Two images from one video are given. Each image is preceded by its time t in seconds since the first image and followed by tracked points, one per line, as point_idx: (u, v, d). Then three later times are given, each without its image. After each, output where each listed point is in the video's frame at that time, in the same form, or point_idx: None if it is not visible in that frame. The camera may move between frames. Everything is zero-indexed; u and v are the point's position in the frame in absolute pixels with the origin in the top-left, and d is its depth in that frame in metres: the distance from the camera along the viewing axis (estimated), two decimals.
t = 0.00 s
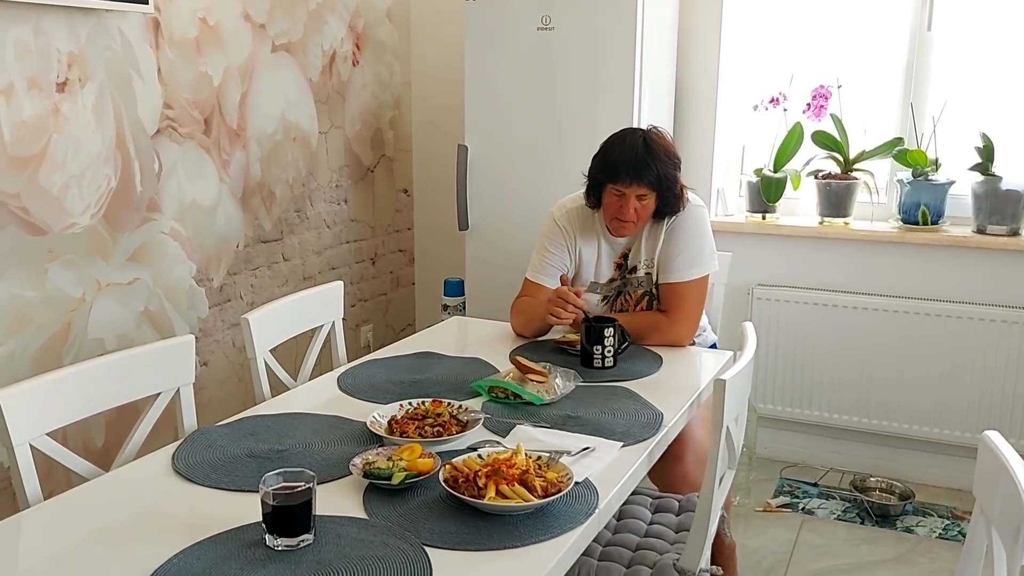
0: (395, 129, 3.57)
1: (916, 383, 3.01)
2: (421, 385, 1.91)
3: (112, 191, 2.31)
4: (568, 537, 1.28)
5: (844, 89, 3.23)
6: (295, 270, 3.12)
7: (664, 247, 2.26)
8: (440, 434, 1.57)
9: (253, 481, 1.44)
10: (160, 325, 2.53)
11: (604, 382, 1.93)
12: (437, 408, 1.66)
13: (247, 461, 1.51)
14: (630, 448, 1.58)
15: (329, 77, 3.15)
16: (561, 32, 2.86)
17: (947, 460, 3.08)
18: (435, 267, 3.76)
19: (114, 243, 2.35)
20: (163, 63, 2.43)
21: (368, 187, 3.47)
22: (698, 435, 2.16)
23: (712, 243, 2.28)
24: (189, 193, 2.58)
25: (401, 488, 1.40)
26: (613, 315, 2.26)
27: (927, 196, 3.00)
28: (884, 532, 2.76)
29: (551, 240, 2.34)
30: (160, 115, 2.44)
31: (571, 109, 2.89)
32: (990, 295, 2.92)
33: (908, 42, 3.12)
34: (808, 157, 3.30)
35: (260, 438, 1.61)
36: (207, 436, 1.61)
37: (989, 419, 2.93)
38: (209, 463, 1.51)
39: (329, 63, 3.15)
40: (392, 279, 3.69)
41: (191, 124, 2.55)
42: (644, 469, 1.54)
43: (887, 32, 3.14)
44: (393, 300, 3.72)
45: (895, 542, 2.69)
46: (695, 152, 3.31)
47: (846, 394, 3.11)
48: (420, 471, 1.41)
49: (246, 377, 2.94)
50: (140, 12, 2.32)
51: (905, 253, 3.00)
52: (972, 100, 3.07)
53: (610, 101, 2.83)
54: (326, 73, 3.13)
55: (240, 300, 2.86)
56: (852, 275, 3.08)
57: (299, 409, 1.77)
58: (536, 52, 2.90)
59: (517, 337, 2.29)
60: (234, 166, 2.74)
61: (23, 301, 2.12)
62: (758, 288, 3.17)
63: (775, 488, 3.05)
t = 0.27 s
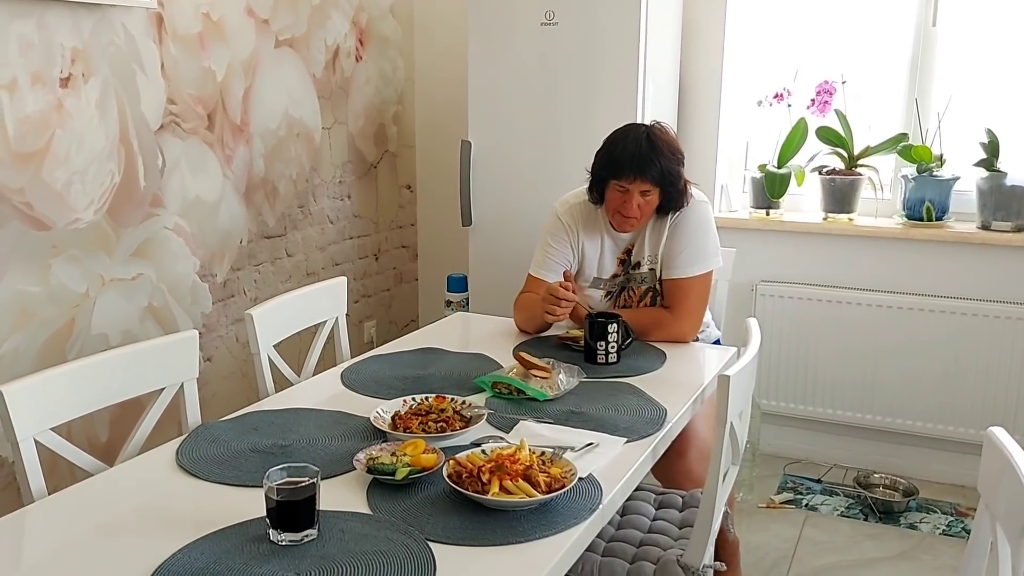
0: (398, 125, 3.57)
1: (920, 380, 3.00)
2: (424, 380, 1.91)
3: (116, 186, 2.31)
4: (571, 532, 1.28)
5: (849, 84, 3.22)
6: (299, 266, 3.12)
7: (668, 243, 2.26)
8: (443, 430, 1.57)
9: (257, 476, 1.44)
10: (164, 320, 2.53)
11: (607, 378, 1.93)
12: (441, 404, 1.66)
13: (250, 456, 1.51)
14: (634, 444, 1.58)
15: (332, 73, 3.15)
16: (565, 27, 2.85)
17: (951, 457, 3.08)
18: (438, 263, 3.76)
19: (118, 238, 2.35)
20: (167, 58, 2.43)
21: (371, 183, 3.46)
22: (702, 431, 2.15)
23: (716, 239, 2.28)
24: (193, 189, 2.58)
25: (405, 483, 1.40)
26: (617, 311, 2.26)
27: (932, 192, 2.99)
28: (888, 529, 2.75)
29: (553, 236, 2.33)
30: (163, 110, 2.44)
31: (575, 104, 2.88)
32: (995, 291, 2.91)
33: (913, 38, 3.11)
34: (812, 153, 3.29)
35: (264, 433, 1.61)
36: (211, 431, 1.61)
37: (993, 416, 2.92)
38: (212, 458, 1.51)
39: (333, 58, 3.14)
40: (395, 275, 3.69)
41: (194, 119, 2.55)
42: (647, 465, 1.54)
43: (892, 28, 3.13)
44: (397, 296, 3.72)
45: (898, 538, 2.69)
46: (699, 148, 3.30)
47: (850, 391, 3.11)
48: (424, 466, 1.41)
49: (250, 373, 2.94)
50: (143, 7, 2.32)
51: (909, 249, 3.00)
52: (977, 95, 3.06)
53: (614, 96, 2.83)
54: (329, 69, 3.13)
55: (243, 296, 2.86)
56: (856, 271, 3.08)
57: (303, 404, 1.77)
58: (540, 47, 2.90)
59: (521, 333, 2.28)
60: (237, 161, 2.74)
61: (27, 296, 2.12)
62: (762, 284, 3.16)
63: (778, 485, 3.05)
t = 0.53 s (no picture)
0: (404, 121, 3.57)
1: (925, 378, 3.00)
2: (429, 376, 1.91)
3: (122, 181, 2.32)
4: (575, 529, 1.28)
5: (855, 82, 3.21)
6: (304, 262, 3.12)
7: (673, 241, 2.26)
8: (448, 426, 1.57)
9: (262, 471, 1.45)
10: (169, 315, 2.54)
11: (612, 375, 1.93)
12: (445, 400, 1.66)
13: (255, 451, 1.52)
14: (638, 441, 1.58)
15: (337, 69, 3.15)
16: (570, 23, 2.85)
17: (955, 455, 3.07)
18: (443, 259, 3.76)
19: (124, 233, 2.35)
20: (173, 54, 2.43)
21: (376, 179, 3.46)
22: (706, 429, 2.15)
23: (721, 237, 2.27)
24: (199, 184, 2.58)
25: (409, 479, 1.40)
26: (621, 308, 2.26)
27: (938, 190, 2.98)
28: (891, 527, 2.75)
29: (558, 233, 2.33)
30: (169, 106, 2.44)
31: (580, 101, 2.88)
32: (1000, 290, 2.90)
33: (920, 35, 3.10)
34: (818, 151, 3.28)
35: (269, 428, 1.61)
36: (216, 426, 1.62)
37: (999, 414, 2.91)
38: (218, 453, 1.51)
39: (338, 54, 3.14)
40: (400, 271, 3.69)
41: (200, 115, 2.55)
42: (652, 463, 1.54)
43: (899, 25, 3.12)
44: (401, 292, 3.72)
45: (902, 537, 2.69)
46: (704, 145, 3.30)
47: (854, 389, 3.11)
48: (428, 462, 1.42)
49: (255, 368, 2.95)
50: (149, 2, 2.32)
51: (915, 247, 2.99)
52: (984, 93, 3.05)
53: (619, 93, 2.82)
54: (334, 65, 3.13)
55: (248, 291, 2.87)
56: (861, 269, 3.07)
57: (308, 400, 1.77)
58: (545, 43, 2.89)
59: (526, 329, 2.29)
60: (243, 157, 2.75)
61: (34, 290, 2.13)
62: (767, 282, 3.16)
63: (782, 483, 3.05)
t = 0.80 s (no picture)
0: (404, 115, 3.56)
1: (927, 373, 2.99)
2: (429, 370, 1.90)
3: (121, 173, 2.31)
4: (575, 523, 1.27)
5: (858, 75, 3.20)
6: (304, 256, 3.11)
7: (675, 233, 2.24)
8: (447, 419, 1.57)
9: (260, 464, 1.44)
10: (168, 308, 2.53)
11: (613, 369, 1.92)
12: (445, 393, 1.65)
13: (254, 444, 1.51)
14: (639, 435, 1.57)
15: (338, 62, 3.14)
16: (571, 16, 2.83)
17: (957, 451, 3.06)
18: (444, 253, 3.75)
19: (123, 226, 2.34)
20: (173, 46, 2.42)
21: (377, 173, 3.46)
22: (707, 423, 2.15)
23: (722, 230, 2.26)
24: (198, 177, 2.57)
25: (408, 472, 1.39)
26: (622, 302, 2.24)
27: (941, 185, 2.97)
28: (893, 522, 2.74)
29: (558, 228, 2.33)
30: (169, 98, 2.43)
31: (581, 94, 2.87)
32: (1003, 285, 2.89)
33: (924, 29, 3.09)
34: (820, 145, 3.27)
35: (267, 421, 1.61)
36: (215, 419, 1.61)
37: (1001, 410, 2.90)
38: (216, 446, 1.50)
39: (339, 47, 3.13)
40: (401, 265, 3.68)
41: (200, 108, 2.54)
42: (652, 457, 1.53)
43: (902, 19, 3.11)
44: (402, 286, 3.71)
45: (904, 532, 2.68)
46: (706, 139, 3.29)
47: (856, 384, 3.10)
48: (427, 455, 1.41)
49: (255, 362, 2.94)
50: None
51: (918, 242, 2.98)
52: (988, 87, 3.04)
53: (621, 86, 2.81)
54: (335, 58, 3.12)
55: (248, 284, 2.86)
56: (863, 264, 3.06)
57: (307, 393, 1.76)
58: (547, 36, 2.88)
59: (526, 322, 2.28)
60: (243, 150, 2.74)
61: (33, 283, 2.12)
62: (769, 276, 3.15)
63: (783, 477, 3.04)
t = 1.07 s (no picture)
0: (406, 113, 3.55)
1: (930, 372, 2.98)
2: (430, 369, 1.89)
3: (122, 172, 2.31)
4: (577, 522, 1.26)
5: (861, 73, 3.18)
6: (306, 254, 3.11)
7: (678, 230, 2.24)
8: (448, 418, 1.56)
9: (261, 463, 1.43)
10: (170, 307, 2.52)
11: (615, 368, 1.91)
12: (446, 392, 1.65)
13: (255, 443, 1.51)
14: (641, 434, 1.56)
15: (339, 60, 3.13)
16: (573, 14, 2.83)
17: (961, 450, 3.05)
18: (446, 252, 3.74)
19: (124, 225, 2.34)
20: (174, 44, 2.42)
21: (379, 171, 3.45)
22: (710, 422, 2.14)
23: (725, 228, 2.25)
24: (199, 176, 2.57)
25: (409, 471, 1.39)
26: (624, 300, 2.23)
27: (945, 183, 2.95)
28: (896, 522, 2.73)
29: (561, 224, 2.32)
30: (170, 97, 2.43)
31: (583, 92, 2.86)
32: (1007, 283, 2.88)
33: (927, 27, 3.08)
34: (823, 143, 3.26)
35: (268, 420, 1.60)
36: (215, 418, 1.61)
37: (1005, 409, 2.89)
38: (216, 445, 1.50)
39: (340, 46, 3.13)
40: (403, 264, 3.68)
41: (201, 107, 2.54)
42: (654, 456, 1.53)
43: (906, 16, 3.09)
44: (404, 285, 3.71)
45: (907, 531, 2.67)
46: (709, 137, 3.28)
47: (859, 383, 3.09)
48: (428, 454, 1.40)
49: (256, 361, 2.94)
50: None
51: (921, 240, 2.97)
52: (992, 85, 3.02)
53: (623, 84, 2.80)
54: (337, 56, 3.12)
55: (250, 283, 2.85)
56: (866, 262, 3.05)
57: (308, 392, 1.76)
58: (548, 34, 2.87)
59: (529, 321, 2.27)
60: (244, 148, 2.73)
61: (34, 282, 2.12)
62: (772, 275, 3.14)
63: (786, 477, 3.03)
